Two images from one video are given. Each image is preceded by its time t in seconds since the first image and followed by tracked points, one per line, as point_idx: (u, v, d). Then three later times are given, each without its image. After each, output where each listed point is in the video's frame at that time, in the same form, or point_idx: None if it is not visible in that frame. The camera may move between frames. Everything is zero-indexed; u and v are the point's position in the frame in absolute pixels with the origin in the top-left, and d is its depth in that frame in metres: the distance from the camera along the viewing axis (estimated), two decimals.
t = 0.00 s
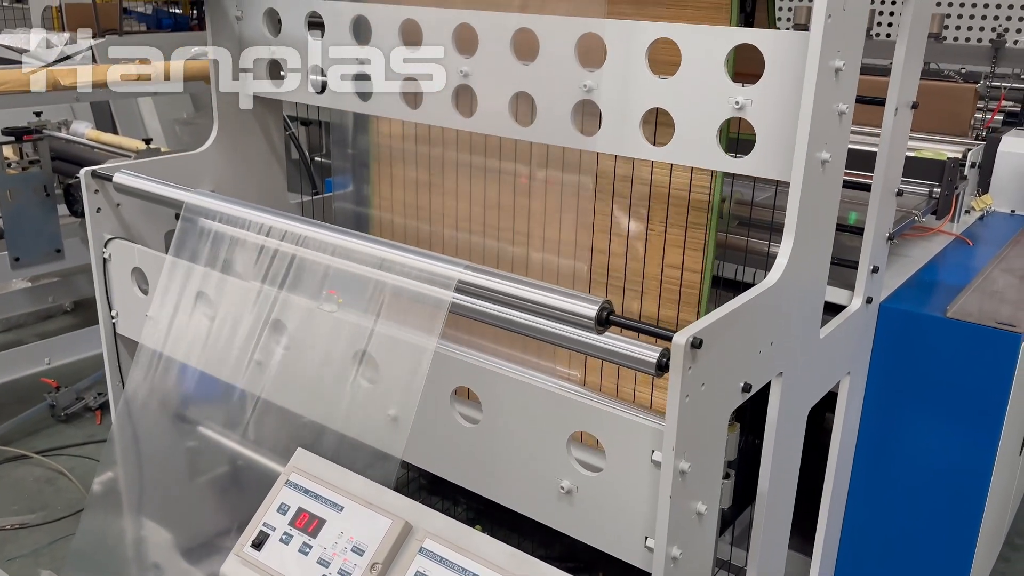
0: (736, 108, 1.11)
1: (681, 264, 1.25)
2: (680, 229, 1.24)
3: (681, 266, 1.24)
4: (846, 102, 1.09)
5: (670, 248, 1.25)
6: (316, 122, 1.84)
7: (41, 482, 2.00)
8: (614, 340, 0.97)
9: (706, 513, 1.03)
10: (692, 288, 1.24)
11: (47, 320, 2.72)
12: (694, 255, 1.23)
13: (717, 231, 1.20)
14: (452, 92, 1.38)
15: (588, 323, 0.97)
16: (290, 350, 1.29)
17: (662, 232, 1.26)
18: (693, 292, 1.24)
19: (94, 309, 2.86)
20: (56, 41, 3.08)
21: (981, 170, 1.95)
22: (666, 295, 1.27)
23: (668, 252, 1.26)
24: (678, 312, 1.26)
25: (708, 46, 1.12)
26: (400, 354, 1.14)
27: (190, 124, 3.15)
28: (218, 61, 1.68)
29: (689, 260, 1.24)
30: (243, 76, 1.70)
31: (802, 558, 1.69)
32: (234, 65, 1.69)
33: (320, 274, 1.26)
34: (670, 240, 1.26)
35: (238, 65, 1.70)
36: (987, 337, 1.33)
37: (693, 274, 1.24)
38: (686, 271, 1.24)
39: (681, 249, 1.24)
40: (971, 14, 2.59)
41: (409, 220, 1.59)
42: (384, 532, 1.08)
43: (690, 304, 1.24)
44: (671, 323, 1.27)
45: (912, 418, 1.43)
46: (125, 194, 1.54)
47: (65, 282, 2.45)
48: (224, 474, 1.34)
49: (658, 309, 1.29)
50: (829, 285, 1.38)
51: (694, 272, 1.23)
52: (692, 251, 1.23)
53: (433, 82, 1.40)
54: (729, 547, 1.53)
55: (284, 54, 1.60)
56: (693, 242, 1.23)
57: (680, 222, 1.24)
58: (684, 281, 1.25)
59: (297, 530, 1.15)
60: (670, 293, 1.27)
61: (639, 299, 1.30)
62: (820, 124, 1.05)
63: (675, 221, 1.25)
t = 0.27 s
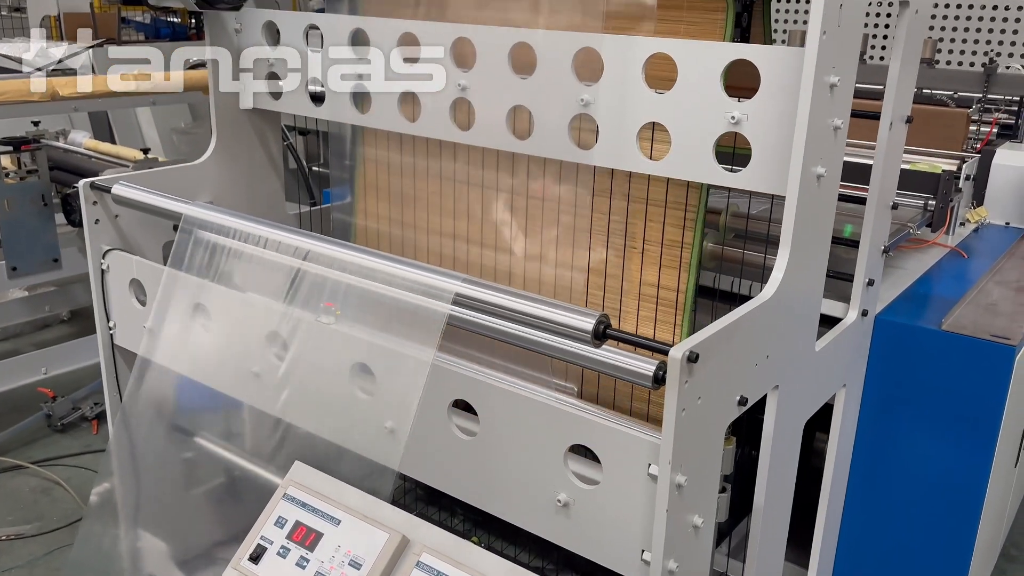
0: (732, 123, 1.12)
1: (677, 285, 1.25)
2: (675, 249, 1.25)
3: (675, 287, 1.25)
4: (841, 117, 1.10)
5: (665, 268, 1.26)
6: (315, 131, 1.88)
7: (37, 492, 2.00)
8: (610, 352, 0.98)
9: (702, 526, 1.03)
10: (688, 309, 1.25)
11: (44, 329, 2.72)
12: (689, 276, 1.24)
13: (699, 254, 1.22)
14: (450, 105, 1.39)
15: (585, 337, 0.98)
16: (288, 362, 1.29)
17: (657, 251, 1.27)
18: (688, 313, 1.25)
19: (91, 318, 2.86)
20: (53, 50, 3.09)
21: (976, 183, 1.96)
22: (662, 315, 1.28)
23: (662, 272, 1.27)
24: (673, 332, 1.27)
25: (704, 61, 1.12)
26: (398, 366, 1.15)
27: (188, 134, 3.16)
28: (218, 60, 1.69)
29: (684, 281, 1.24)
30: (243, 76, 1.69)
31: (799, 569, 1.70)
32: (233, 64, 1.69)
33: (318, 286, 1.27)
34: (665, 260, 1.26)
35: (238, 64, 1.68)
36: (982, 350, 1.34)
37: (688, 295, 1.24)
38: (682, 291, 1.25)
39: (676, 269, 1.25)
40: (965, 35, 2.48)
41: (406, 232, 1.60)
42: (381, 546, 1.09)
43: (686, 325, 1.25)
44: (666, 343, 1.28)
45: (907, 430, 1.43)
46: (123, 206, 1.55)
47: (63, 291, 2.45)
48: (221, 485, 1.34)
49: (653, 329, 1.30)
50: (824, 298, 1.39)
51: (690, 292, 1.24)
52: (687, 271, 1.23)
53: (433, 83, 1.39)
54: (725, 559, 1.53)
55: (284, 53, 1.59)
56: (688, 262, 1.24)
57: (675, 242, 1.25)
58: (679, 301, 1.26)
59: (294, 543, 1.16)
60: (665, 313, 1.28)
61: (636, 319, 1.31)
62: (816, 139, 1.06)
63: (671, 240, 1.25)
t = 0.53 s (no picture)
0: (728, 138, 1.13)
1: (676, 287, 1.29)
2: (674, 253, 1.28)
3: (675, 289, 1.28)
4: (837, 133, 1.11)
5: (664, 271, 1.29)
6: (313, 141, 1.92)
7: (33, 503, 1.99)
8: (607, 366, 0.98)
9: (699, 540, 1.04)
10: (686, 310, 1.28)
11: (41, 339, 2.72)
12: (689, 278, 1.27)
13: (713, 255, 1.24)
14: (448, 118, 1.40)
15: (583, 352, 0.98)
16: (285, 375, 1.29)
17: (656, 255, 1.30)
18: (687, 314, 1.28)
19: (88, 328, 2.85)
20: (52, 57, 3.11)
21: (971, 195, 1.97)
22: (660, 316, 1.31)
23: (662, 274, 1.30)
24: (672, 333, 1.31)
25: (701, 77, 1.13)
26: (395, 379, 1.15)
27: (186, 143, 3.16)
28: (218, 60, 1.68)
29: (683, 283, 1.28)
30: (243, 75, 1.69)
31: None
32: (233, 64, 1.68)
33: (317, 299, 1.27)
34: (664, 263, 1.29)
35: (238, 64, 1.68)
36: (978, 364, 1.34)
37: (688, 296, 1.28)
38: (681, 293, 1.28)
39: (675, 271, 1.28)
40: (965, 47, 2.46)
41: (404, 244, 1.60)
42: (378, 562, 1.09)
43: (684, 326, 1.28)
44: (665, 343, 1.32)
45: (904, 443, 1.43)
46: (122, 218, 1.55)
47: (60, 301, 2.45)
48: (218, 497, 1.34)
49: (653, 330, 1.33)
50: (821, 312, 1.40)
51: (689, 295, 1.27)
52: (687, 274, 1.27)
53: (433, 83, 1.39)
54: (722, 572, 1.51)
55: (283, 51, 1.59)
56: (687, 265, 1.27)
57: (674, 246, 1.28)
58: (678, 303, 1.29)
59: (291, 558, 1.16)
60: (664, 315, 1.31)
61: (634, 320, 1.34)
62: (811, 154, 1.06)
63: (670, 243, 1.28)
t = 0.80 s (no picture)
0: (726, 153, 1.13)
1: (674, 300, 1.29)
2: (672, 265, 1.28)
3: (672, 302, 1.29)
4: (834, 148, 1.11)
5: (662, 284, 1.30)
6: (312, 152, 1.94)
7: (30, 515, 1.98)
8: (604, 380, 0.98)
9: (698, 555, 1.03)
10: (684, 323, 1.28)
11: (39, 350, 2.71)
12: (686, 291, 1.27)
13: (711, 266, 1.24)
14: (447, 132, 1.41)
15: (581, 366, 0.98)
16: (284, 387, 1.29)
17: (655, 268, 1.30)
18: (685, 327, 1.28)
19: (86, 338, 2.85)
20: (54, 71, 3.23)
21: (968, 208, 1.98)
22: (659, 329, 1.31)
23: (660, 287, 1.30)
24: (670, 346, 1.31)
25: (699, 92, 1.14)
26: (394, 392, 1.15)
27: (185, 154, 3.17)
28: (217, 61, 1.67)
29: (681, 296, 1.28)
30: (242, 75, 1.69)
31: None
32: (233, 64, 1.68)
33: (314, 312, 1.27)
34: (663, 275, 1.30)
35: (238, 63, 1.68)
36: (975, 377, 1.35)
37: (685, 309, 1.28)
38: (679, 306, 1.28)
39: (674, 284, 1.28)
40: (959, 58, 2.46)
41: (404, 257, 1.60)
42: None
43: (682, 339, 1.29)
44: (664, 356, 1.31)
45: (901, 455, 1.44)
46: (121, 231, 1.55)
47: (58, 312, 2.45)
48: (215, 509, 1.33)
49: (650, 344, 1.33)
50: (819, 325, 1.40)
51: (687, 308, 1.28)
52: (684, 286, 1.27)
53: (433, 82, 1.39)
54: None
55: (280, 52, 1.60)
56: (685, 278, 1.27)
57: (672, 260, 1.28)
58: (675, 316, 1.29)
59: (290, 573, 1.14)
60: (662, 328, 1.31)
61: (632, 333, 1.34)
62: (809, 170, 1.07)
63: (669, 255, 1.29)
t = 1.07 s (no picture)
0: (725, 167, 1.14)
1: (670, 324, 1.28)
2: (669, 289, 1.28)
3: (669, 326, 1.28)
4: (833, 163, 1.12)
5: (659, 308, 1.29)
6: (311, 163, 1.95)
7: (28, 526, 1.98)
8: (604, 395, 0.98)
9: (698, 569, 1.03)
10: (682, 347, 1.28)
11: (37, 361, 2.71)
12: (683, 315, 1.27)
13: (693, 291, 1.25)
14: (446, 145, 1.41)
15: (581, 380, 0.98)
16: (283, 400, 1.29)
17: (652, 291, 1.29)
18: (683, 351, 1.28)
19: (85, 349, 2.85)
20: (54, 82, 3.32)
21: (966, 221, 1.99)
22: (656, 352, 1.31)
23: (657, 311, 1.29)
24: (668, 369, 1.30)
25: (698, 106, 1.14)
26: (394, 406, 1.15)
27: (184, 164, 3.18)
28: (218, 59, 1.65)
29: (678, 320, 1.27)
30: (242, 75, 1.68)
31: None
32: (234, 63, 1.68)
33: (315, 324, 1.27)
34: (660, 299, 1.29)
35: (238, 63, 1.68)
36: (973, 390, 1.35)
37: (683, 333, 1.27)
38: (676, 331, 1.28)
39: (670, 308, 1.28)
40: (953, 74, 2.43)
41: (403, 270, 1.60)
42: None
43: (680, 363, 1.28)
44: (661, 380, 1.31)
45: (901, 468, 1.44)
46: (121, 243, 1.56)
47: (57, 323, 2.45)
48: (215, 521, 1.33)
49: (648, 369, 1.32)
50: (818, 338, 1.40)
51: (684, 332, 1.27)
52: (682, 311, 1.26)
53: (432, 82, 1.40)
54: None
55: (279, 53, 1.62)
56: (681, 302, 1.27)
57: (669, 283, 1.28)
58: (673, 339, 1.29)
59: None
60: (660, 351, 1.30)
61: (630, 356, 1.34)
62: (808, 184, 1.07)
63: (665, 279, 1.28)
